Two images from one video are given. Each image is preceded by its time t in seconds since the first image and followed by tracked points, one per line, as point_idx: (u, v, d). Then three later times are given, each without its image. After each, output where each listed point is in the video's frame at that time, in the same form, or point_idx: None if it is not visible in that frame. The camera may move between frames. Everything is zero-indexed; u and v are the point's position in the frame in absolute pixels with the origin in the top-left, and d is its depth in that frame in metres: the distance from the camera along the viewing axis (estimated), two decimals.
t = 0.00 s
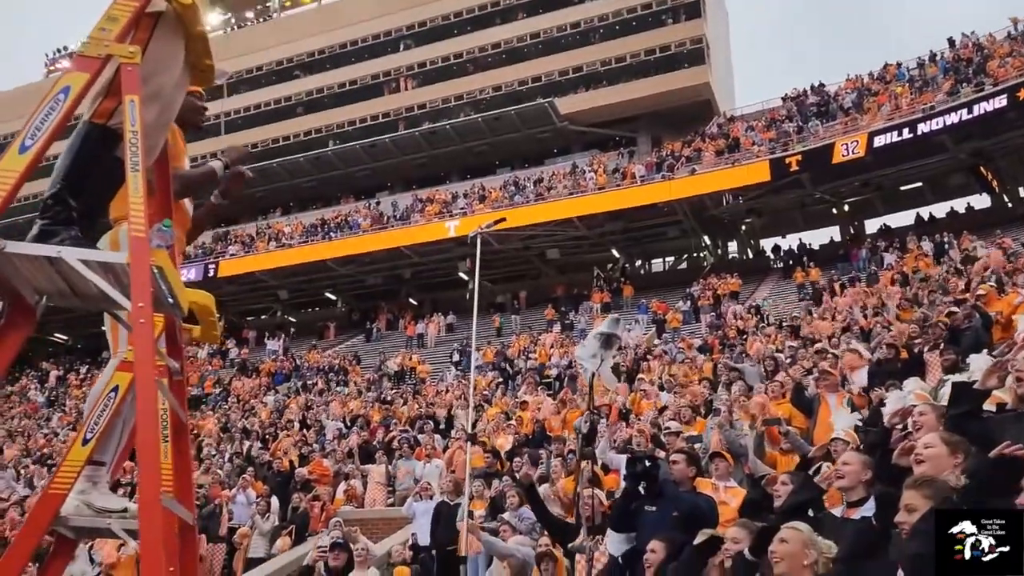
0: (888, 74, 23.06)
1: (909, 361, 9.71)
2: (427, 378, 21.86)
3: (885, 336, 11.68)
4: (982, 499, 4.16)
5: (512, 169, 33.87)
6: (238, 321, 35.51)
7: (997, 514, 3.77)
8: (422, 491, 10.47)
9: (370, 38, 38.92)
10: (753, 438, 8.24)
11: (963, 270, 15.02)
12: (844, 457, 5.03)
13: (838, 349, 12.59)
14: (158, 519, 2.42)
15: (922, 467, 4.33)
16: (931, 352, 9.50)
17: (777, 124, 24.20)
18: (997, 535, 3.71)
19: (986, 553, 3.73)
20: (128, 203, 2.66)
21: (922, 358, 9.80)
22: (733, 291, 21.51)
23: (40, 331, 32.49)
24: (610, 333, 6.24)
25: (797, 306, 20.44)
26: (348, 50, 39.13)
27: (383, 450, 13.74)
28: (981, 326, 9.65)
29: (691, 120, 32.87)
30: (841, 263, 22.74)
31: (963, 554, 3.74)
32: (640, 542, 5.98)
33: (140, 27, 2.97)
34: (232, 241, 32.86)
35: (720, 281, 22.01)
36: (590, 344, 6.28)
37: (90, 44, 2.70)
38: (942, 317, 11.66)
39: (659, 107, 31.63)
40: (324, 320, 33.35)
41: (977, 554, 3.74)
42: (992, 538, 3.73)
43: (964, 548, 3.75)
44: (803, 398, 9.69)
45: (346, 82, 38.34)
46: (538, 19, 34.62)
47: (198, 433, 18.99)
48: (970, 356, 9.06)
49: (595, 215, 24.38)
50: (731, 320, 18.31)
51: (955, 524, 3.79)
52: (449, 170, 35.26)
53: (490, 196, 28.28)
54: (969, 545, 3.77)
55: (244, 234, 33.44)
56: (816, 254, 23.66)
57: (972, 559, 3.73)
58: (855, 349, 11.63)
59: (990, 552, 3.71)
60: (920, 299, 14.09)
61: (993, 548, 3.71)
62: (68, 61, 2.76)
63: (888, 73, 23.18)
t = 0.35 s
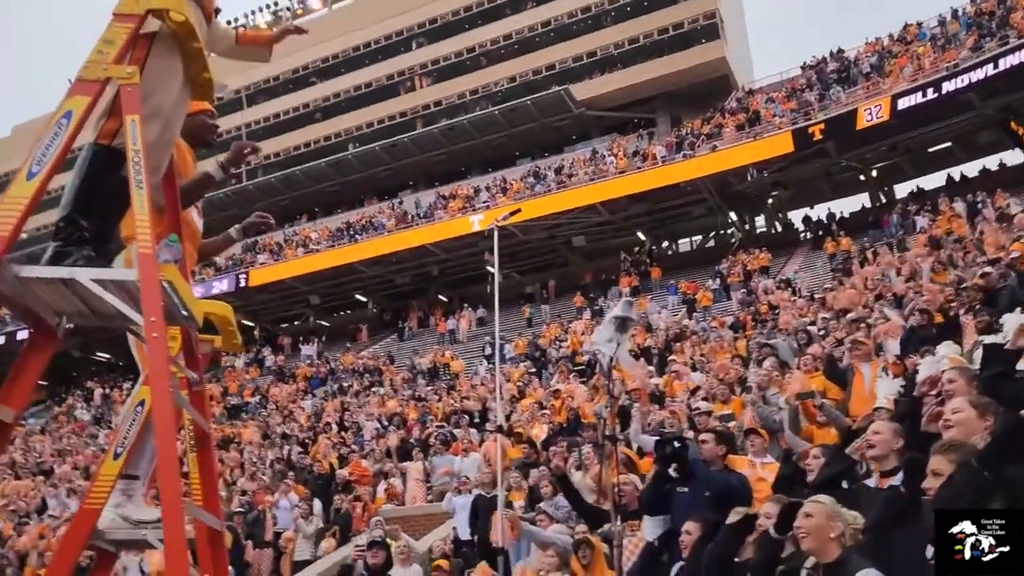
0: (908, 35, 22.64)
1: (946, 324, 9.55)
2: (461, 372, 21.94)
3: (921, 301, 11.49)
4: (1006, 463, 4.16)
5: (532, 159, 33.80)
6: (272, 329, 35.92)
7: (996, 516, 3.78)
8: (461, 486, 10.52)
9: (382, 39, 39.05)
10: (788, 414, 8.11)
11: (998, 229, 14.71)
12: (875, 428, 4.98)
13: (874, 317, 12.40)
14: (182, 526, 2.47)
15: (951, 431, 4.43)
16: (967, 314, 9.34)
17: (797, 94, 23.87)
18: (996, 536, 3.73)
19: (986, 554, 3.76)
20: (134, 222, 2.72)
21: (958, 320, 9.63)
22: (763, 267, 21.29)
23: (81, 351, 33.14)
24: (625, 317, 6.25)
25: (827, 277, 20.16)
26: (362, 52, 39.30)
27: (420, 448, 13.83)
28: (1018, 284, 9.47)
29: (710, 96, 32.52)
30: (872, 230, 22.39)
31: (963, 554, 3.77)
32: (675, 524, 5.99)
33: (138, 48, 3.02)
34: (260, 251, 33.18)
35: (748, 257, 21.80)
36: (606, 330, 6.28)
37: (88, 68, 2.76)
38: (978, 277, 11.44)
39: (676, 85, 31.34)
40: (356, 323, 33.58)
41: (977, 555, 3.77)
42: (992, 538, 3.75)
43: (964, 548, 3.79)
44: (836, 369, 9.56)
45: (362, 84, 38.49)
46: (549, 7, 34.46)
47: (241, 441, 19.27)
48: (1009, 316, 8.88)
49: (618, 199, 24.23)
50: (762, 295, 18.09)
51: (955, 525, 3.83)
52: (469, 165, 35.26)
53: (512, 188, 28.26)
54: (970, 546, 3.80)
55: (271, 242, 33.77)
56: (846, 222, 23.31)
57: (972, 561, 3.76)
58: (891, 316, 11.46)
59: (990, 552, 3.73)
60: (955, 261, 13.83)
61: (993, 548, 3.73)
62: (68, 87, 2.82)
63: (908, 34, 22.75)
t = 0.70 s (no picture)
0: (946, 21, 22.23)
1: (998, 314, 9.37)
2: (503, 380, 21.97)
3: (970, 291, 11.28)
4: None
5: (567, 165, 33.80)
6: (315, 344, 36.38)
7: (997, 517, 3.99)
8: (507, 494, 10.52)
9: (413, 52, 39.41)
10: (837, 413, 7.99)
11: None
12: (928, 424, 4.93)
13: (922, 308, 12.20)
14: (240, 542, 2.53)
15: (1007, 424, 4.43)
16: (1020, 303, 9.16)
17: (834, 86, 23.57)
18: (993, 536, 3.95)
19: (986, 554, 3.96)
20: (182, 244, 2.80)
21: (1011, 310, 9.44)
22: (806, 263, 21.00)
23: (133, 372, 33.87)
24: (664, 319, 6.25)
25: (872, 271, 19.83)
26: (394, 66, 39.71)
27: (466, 457, 13.87)
28: None
29: (743, 93, 32.21)
30: (917, 222, 21.99)
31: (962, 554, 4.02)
32: (725, 526, 5.93)
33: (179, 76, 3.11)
34: (301, 267, 33.59)
35: (790, 254, 21.52)
36: (646, 332, 6.26)
37: (133, 97, 2.86)
38: None
39: (709, 84, 31.11)
40: (397, 335, 33.86)
41: (978, 555, 3.97)
42: (990, 538, 3.97)
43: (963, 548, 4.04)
44: (884, 364, 9.38)
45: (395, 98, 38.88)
46: (577, 12, 34.46)
47: (289, 456, 19.51)
48: None
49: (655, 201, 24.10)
50: (806, 292, 17.82)
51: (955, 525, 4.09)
52: (504, 173, 35.39)
53: (547, 194, 28.29)
54: (970, 545, 4.02)
55: (312, 259, 34.20)
56: (890, 215, 22.93)
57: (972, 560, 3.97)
58: (939, 307, 11.26)
59: (986, 551, 3.95)
60: (1005, 249, 13.55)
61: (990, 548, 3.94)
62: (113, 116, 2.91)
63: (946, 20, 22.35)
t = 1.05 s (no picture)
0: (985, 10, 21.77)
1: None
2: (536, 379, 21.93)
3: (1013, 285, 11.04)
4: None
5: (598, 163, 33.67)
6: (349, 345, 36.65)
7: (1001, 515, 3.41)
8: (542, 493, 10.49)
9: (443, 53, 39.55)
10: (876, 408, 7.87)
11: None
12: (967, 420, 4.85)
13: (963, 303, 11.98)
14: (279, 538, 2.56)
15: None
16: None
17: (869, 79, 23.20)
18: (996, 535, 3.38)
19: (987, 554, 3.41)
20: (219, 245, 2.85)
21: None
22: (843, 259, 20.67)
23: (172, 374, 34.38)
24: (699, 316, 6.18)
25: (910, 266, 19.49)
26: (424, 68, 39.90)
27: (499, 456, 13.85)
28: None
29: (776, 87, 31.84)
30: (957, 216, 21.57)
31: (963, 555, 3.44)
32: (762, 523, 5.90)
33: (214, 79, 3.15)
34: (334, 268, 33.88)
35: (826, 249, 21.22)
36: (680, 330, 6.22)
37: (169, 102, 2.90)
38: None
39: (740, 79, 30.80)
40: (430, 335, 33.99)
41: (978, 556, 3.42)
42: (993, 538, 3.39)
43: (965, 549, 3.45)
44: (924, 361, 9.17)
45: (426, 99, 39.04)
46: (607, 9, 34.32)
47: (324, 456, 19.66)
48: None
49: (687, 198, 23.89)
50: (842, 288, 17.56)
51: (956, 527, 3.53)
52: (535, 172, 35.37)
53: (578, 193, 28.22)
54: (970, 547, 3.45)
55: (345, 260, 34.45)
56: (928, 209, 22.53)
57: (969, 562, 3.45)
58: (981, 301, 11.04)
59: (990, 552, 3.38)
60: None
61: (993, 549, 3.37)
62: (151, 120, 2.95)
63: (985, 9, 21.89)
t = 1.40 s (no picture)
0: None
1: None
2: (561, 379, 21.89)
3: None
4: None
5: (626, 163, 33.53)
6: (375, 342, 36.86)
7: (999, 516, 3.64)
8: (569, 493, 10.45)
9: (472, 52, 39.60)
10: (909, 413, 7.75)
11: None
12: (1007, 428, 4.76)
13: (998, 307, 11.76)
14: (314, 532, 2.57)
15: None
16: None
17: (903, 79, 22.86)
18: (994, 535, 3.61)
19: (987, 554, 3.61)
20: (257, 241, 2.86)
21: None
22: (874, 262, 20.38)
23: (202, 368, 34.80)
24: (735, 318, 6.12)
25: (944, 270, 19.18)
26: (453, 67, 39.98)
27: (524, 455, 13.83)
28: None
29: (808, 87, 31.48)
30: (992, 219, 21.19)
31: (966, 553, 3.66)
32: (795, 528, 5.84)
33: (254, 75, 3.16)
34: (361, 266, 34.07)
35: (857, 251, 20.93)
36: (715, 331, 6.17)
37: (210, 98, 2.92)
38: None
39: (771, 79, 30.48)
40: (457, 333, 34.07)
41: (978, 555, 3.62)
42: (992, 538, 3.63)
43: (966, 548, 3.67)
44: (959, 366, 9.00)
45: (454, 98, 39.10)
46: (637, 8, 34.15)
47: (350, 453, 19.76)
48: None
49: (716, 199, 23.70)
50: (873, 291, 17.31)
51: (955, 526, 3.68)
52: (562, 171, 35.31)
53: (606, 192, 28.11)
54: (970, 546, 3.66)
55: (373, 258, 34.62)
56: (963, 212, 22.16)
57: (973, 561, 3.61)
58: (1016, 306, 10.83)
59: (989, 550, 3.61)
60: None
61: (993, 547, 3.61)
62: (191, 115, 2.97)
63: None
